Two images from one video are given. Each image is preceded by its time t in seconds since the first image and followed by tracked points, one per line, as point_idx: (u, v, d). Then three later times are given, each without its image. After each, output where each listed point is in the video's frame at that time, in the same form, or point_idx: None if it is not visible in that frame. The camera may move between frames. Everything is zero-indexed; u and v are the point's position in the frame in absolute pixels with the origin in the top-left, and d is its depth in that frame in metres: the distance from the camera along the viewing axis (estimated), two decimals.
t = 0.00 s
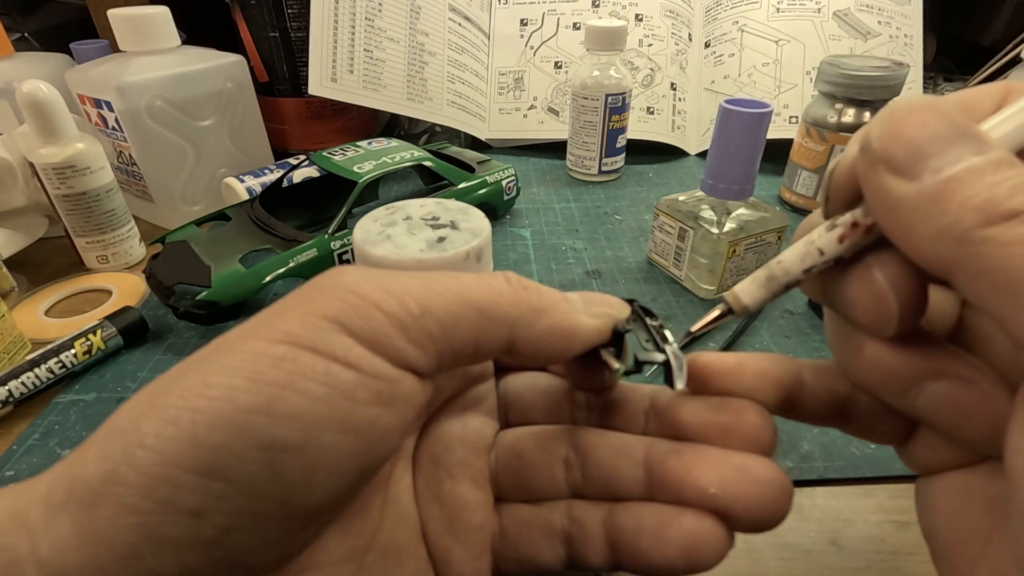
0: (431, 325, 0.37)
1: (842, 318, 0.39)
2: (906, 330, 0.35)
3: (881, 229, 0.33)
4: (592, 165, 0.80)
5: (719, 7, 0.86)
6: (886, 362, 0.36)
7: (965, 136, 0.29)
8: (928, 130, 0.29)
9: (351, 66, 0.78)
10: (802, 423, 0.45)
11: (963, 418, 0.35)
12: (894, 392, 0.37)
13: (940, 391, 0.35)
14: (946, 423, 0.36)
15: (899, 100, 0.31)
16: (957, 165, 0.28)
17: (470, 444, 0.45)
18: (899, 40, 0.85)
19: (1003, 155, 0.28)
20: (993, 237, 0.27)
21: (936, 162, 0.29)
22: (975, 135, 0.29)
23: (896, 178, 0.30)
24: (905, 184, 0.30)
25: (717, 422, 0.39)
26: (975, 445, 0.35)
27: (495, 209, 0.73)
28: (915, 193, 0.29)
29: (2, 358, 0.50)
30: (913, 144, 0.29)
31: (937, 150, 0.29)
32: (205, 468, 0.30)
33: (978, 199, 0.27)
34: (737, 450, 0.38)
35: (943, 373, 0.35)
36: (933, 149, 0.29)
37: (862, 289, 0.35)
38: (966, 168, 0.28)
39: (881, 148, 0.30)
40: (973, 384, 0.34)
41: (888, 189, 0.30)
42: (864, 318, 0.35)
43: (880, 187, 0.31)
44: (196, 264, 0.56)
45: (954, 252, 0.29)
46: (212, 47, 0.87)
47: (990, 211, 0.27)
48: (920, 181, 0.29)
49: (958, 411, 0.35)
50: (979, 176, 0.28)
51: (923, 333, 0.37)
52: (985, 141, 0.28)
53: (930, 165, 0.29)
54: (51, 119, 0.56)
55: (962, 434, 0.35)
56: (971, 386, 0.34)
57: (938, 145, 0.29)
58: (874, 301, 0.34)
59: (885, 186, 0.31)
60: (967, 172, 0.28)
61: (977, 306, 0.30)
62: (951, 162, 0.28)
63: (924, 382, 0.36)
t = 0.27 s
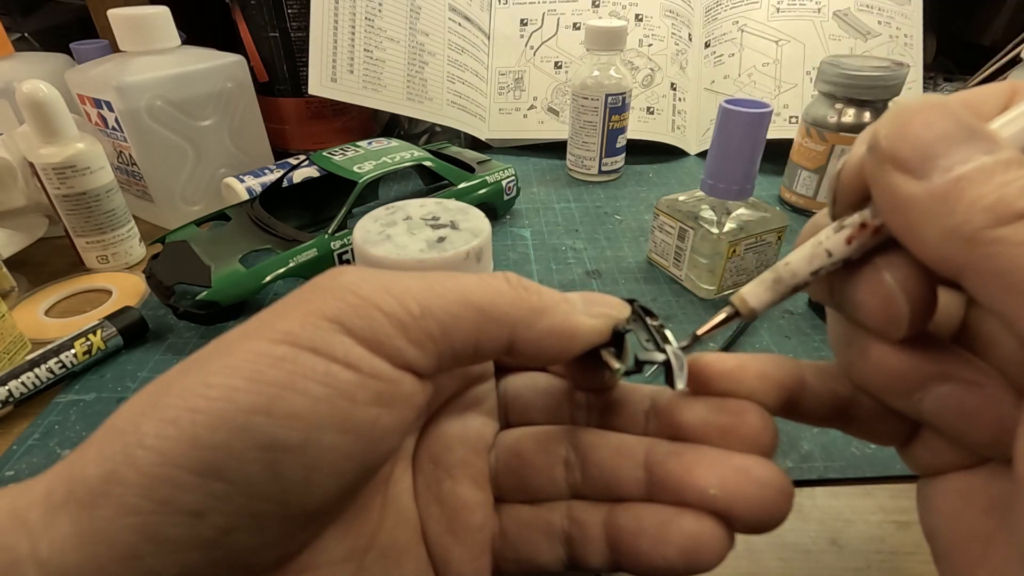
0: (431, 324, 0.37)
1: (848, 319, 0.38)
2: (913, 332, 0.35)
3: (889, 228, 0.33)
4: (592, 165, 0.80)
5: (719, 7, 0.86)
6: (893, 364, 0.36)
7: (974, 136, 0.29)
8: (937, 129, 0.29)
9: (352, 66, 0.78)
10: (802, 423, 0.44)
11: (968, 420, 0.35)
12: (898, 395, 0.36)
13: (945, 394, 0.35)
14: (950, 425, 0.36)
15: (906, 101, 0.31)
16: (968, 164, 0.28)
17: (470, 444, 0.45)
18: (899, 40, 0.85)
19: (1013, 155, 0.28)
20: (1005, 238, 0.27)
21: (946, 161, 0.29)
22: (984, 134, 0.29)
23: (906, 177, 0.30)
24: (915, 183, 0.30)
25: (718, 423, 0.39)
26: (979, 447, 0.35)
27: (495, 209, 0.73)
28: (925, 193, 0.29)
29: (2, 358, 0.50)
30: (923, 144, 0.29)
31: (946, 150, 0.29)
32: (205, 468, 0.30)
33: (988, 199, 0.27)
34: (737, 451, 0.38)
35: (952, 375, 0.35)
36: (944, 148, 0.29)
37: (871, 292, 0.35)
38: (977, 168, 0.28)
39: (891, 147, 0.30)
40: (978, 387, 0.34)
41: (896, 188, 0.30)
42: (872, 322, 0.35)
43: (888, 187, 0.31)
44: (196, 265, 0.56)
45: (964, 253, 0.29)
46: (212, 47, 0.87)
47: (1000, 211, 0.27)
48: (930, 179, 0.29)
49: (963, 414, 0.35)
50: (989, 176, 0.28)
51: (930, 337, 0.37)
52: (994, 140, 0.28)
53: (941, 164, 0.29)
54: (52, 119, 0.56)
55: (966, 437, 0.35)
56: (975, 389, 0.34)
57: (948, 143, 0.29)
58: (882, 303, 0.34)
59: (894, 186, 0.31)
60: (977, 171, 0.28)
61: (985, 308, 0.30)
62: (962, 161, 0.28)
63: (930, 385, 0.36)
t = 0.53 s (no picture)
0: (431, 324, 0.37)
1: (852, 320, 0.39)
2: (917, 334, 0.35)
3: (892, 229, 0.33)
4: (592, 165, 0.80)
5: (719, 7, 0.86)
6: (895, 366, 0.36)
7: (978, 137, 0.29)
8: (940, 129, 0.29)
9: (352, 66, 0.78)
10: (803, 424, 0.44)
11: (970, 422, 0.35)
12: (900, 396, 0.37)
13: (947, 395, 0.35)
14: (953, 427, 0.35)
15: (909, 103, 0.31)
16: (973, 164, 0.28)
17: (470, 445, 0.45)
18: (899, 40, 0.85)
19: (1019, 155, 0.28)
20: (1009, 238, 0.27)
21: (950, 161, 0.29)
22: (990, 134, 0.29)
23: (910, 178, 0.30)
24: (919, 183, 0.30)
25: (717, 423, 0.39)
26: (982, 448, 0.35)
27: (495, 209, 0.73)
28: (929, 191, 0.29)
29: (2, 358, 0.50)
30: (927, 143, 0.29)
31: (951, 150, 0.29)
32: (205, 468, 0.30)
33: (993, 199, 0.27)
34: (737, 451, 0.38)
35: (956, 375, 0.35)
36: (948, 147, 0.29)
37: (874, 293, 0.35)
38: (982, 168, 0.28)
39: (894, 148, 0.31)
40: (980, 389, 0.34)
41: (900, 189, 0.30)
42: (875, 323, 0.35)
43: (893, 188, 0.31)
44: (196, 265, 0.55)
45: (968, 253, 0.29)
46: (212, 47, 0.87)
47: (1005, 212, 0.27)
48: (934, 180, 0.29)
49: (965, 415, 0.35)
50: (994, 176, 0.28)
51: (934, 339, 0.37)
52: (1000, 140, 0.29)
53: (945, 165, 0.29)
54: (52, 119, 0.56)
55: (969, 439, 0.35)
56: (977, 391, 0.34)
57: (952, 143, 0.29)
58: (886, 305, 0.34)
59: (898, 187, 0.31)
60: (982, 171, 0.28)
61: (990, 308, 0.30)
62: (966, 161, 0.28)
63: (931, 386, 0.35)
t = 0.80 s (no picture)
0: (431, 324, 0.37)
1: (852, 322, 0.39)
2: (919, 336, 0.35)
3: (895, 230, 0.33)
4: (592, 165, 0.80)
5: (719, 7, 0.86)
6: (896, 367, 0.36)
7: (979, 137, 0.29)
8: (942, 130, 0.29)
9: (352, 66, 0.78)
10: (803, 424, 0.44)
11: (972, 422, 0.35)
12: (901, 396, 0.37)
13: (949, 396, 0.35)
14: (954, 428, 0.36)
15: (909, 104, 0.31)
16: (975, 164, 0.28)
17: (469, 445, 0.45)
18: (899, 40, 0.85)
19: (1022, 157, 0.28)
20: (1014, 239, 0.27)
21: (952, 163, 0.29)
22: (992, 135, 0.29)
23: (912, 179, 0.30)
24: (921, 184, 0.30)
25: (717, 423, 0.39)
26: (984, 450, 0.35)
27: (495, 209, 0.73)
28: (931, 194, 0.29)
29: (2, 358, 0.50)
30: (929, 145, 0.29)
31: (952, 152, 0.29)
32: (205, 468, 0.30)
33: (996, 200, 0.27)
34: (737, 451, 0.38)
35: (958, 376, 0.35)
36: (949, 148, 0.29)
37: (876, 295, 0.35)
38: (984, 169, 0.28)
39: (895, 149, 0.30)
40: (982, 390, 0.34)
41: (902, 190, 0.30)
42: (877, 324, 0.35)
43: (894, 189, 0.31)
44: (196, 265, 0.55)
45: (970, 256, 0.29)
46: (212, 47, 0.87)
47: (1009, 213, 0.27)
48: (936, 181, 0.29)
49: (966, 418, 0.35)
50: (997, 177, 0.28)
51: (937, 340, 0.37)
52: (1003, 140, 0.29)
53: (947, 166, 0.29)
54: (51, 119, 0.56)
55: (970, 439, 0.35)
56: (979, 392, 0.34)
57: (954, 144, 0.29)
58: (888, 307, 0.34)
59: (899, 188, 0.31)
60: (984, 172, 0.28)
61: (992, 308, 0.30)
62: (969, 161, 0.28)
63: (933, 387, 0.36)
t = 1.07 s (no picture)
0: (431, 325, 0.37)
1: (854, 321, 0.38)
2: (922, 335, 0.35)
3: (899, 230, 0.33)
4: (592, 165, 0.80)
5: (719, 7, 0.86)
6: (897, 365, 0.36)
7: (984, 136, 0.29)
8: (948, 128, 0.29)
9: (352, 66, 0.78)
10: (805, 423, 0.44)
11: (973, 423, 0.35)
12: (902, 396, 0.37)
13: (950, 396, 0.35)
14: (955, 428, 0.35)
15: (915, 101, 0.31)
16: (981, 164, 0.28)
17: (469, 445, 0.45)
18: (899, 40, 0.85)
19: None
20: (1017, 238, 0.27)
21: (958, 161, 0.29)
22: (997, 134, 0.29)
23: (916, 177, 0.30)
24: (925, 182, 0.30)
25: (717, 423, 0.39)
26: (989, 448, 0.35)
27: (495, 209, 0.73)
28: (937, 191, 0.29)
29: (2, 358, 0.50)
30: (934, 142, 0.29)
31: (957, 150, 0.29)
32: (205, 467, 0.30)
33: (1001, 200, 0.27)
34: (737, 450, 0.38)
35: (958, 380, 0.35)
36: (955, 147, 0.29)
37: (880, 293, 0.35)
38: (989, 169, 0.28)
39: (899, 147, 0.30)
40: (984, 391, 0.34)
41: (906, 187, 0.30)
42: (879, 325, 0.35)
43: (897, 187, 0.31)
44: (196, 265, 0.56)
45: (977, 253, 0.29)
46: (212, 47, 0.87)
47: (1014, 212, 0.27)
48: (942, 179, 0.29)
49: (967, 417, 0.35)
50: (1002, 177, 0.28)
51: (939, 340, 0.37)
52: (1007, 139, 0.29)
53: (951, 165, 0.29)
54: (51, 119, 0.56)
55: (972, 440, 0.35)
56: (981, 393, 0.34)
57: (959, 143, 0.29)
58: (891, 305, 0.34)
59: (902, 186, 0.30)
60: (989, 172, 0.28)
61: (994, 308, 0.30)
62: (975, 160, 0.28)
63: (933, 387, 0.35)
